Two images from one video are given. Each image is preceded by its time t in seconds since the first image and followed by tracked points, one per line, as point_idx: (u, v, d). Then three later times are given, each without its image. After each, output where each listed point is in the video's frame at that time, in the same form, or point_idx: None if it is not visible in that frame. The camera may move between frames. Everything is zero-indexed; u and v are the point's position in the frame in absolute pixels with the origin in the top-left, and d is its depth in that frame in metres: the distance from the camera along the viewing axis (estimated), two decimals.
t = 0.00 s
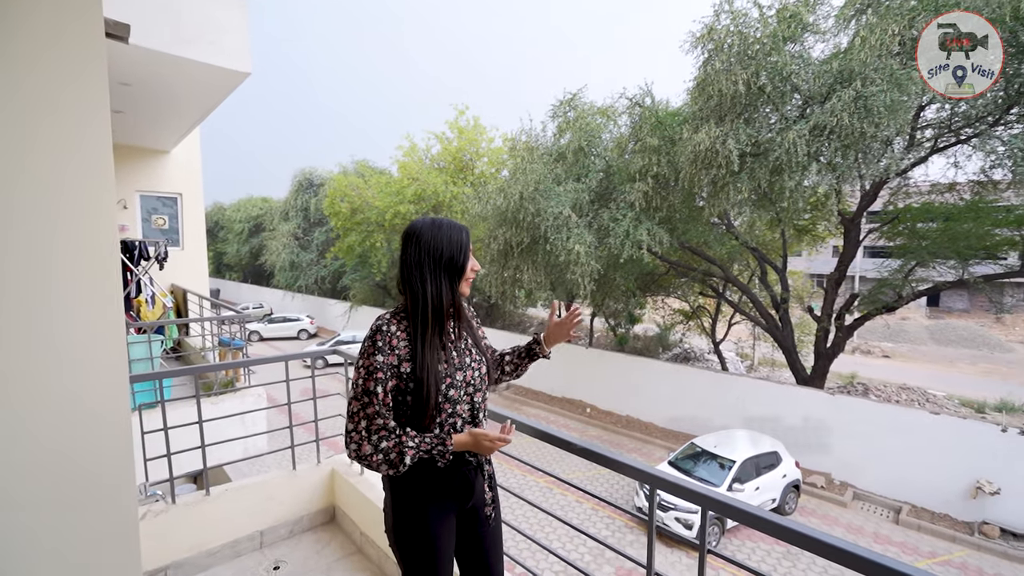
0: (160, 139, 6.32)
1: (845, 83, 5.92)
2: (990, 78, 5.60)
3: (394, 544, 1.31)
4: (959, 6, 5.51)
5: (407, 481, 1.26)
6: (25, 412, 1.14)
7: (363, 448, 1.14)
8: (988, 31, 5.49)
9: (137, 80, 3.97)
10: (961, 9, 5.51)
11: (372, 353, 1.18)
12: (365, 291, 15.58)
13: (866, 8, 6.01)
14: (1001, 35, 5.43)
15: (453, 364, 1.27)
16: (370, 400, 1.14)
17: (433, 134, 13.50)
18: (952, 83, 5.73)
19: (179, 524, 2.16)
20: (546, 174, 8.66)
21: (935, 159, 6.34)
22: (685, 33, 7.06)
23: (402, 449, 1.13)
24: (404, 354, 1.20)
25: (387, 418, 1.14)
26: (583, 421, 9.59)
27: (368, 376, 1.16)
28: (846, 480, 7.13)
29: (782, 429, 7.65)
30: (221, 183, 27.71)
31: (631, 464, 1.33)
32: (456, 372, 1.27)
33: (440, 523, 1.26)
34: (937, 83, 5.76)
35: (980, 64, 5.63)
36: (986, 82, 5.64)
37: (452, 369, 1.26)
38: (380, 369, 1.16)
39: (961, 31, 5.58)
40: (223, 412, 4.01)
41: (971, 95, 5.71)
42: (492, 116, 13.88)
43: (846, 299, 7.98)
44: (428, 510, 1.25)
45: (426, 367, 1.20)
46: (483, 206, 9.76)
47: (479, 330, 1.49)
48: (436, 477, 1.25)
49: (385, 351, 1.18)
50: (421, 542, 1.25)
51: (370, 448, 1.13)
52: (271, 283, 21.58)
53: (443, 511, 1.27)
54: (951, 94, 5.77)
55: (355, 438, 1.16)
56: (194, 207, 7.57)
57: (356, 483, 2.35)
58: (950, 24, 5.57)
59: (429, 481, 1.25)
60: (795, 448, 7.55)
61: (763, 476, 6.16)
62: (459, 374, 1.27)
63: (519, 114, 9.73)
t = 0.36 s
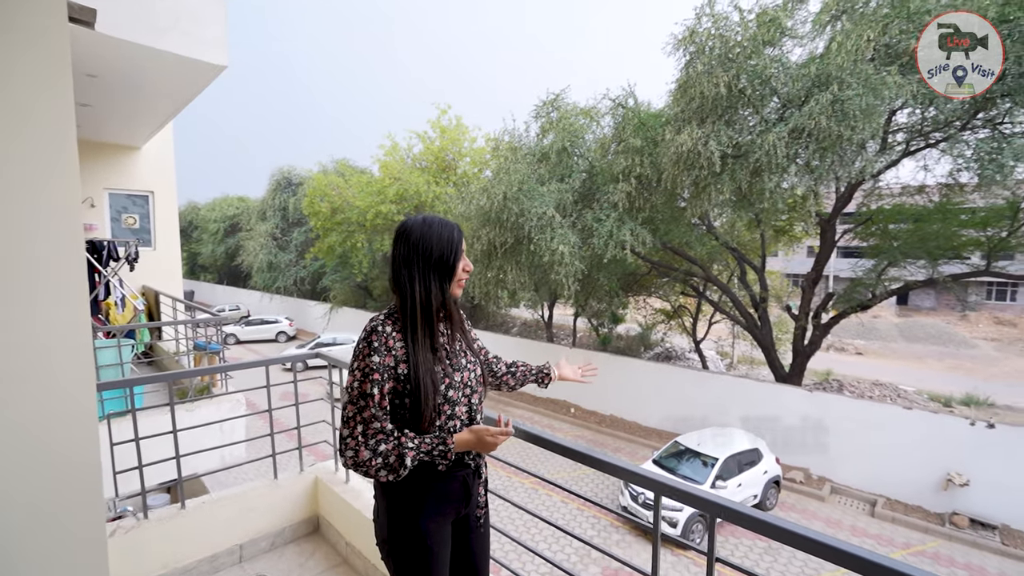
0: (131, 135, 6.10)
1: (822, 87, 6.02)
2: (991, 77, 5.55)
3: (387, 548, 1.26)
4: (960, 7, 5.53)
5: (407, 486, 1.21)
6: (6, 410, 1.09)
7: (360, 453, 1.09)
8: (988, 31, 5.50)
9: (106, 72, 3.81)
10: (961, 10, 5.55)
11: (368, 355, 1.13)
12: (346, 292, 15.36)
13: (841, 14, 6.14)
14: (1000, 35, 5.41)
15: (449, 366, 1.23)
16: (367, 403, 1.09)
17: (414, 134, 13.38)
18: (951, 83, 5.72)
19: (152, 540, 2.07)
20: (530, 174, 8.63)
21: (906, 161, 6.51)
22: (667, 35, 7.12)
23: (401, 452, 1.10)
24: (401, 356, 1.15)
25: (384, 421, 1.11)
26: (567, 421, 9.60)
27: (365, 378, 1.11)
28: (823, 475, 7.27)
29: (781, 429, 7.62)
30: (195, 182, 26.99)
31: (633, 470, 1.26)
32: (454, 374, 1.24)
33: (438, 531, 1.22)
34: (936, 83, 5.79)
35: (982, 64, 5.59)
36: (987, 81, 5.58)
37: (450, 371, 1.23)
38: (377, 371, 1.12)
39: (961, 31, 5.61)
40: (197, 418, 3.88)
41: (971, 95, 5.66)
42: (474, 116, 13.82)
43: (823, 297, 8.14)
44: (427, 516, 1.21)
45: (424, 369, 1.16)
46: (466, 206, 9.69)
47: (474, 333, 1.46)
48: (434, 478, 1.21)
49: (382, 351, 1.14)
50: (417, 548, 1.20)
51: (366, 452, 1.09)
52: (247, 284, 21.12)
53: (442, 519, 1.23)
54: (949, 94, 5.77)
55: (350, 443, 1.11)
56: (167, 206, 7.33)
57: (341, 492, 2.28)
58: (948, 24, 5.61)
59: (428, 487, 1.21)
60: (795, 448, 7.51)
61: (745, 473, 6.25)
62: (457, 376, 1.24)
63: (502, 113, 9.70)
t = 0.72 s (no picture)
0: (83, 129, 5.77)
1: (787, 91, 6.19)
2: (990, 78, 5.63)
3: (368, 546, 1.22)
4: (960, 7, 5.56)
5: (387, 480, 1.18)
6: None
7: (343, 438, 1.06)
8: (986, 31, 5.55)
9: (54, 60, 3.58)
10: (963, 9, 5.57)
11: (361, 340, 1.10)
12: (316, 294, 15.01)
13: (805, 21, 6.33)
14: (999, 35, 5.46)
15: (439, 359, 1.21)
16: (355, 388, 1.06)
17: (387, 133, 13.18)
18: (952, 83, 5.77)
19: (110, 559, 1.95)
20: (504, 174, 8.59)
21: (865, 165, 6.76)
22: (639, 38, 7.23)
23: (384, 438, 1.06)
24: (392, 345, 1.13)
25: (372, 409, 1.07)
26: (542, 421, 9.62)
27: (356, 363, 1.08)
28: (790, 468, 7.50)
29: (781, 429, 7.55)
30: (154, 180, 25.89)
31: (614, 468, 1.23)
32: (442, 368, 1.22)
33: (419, 525, 1.19)
34: (937, 82, 5.85)
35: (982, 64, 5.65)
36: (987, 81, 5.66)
37: (438, 365, 1.21)
38: (370, 358, 1.09)
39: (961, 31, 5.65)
40: (158, 427, 3.70)
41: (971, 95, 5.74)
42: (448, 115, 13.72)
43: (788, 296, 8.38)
44: (407, 510, 1.18)
45: (414, 361, 1.14)
46: (440, 206, 9.58)
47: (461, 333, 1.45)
48: (414, 470, 1.19)
49: (375, 339, 1.11)
50: (397, 543, 1.17)
51: (350, 437, 1.05)
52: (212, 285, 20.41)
53: (422, 512, 1.20)
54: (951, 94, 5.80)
55: (334, 427, 1.07)
56: (124, 204, 6.98)
57: (314, 501, 2.20)
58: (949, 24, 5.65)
59: (410, 479, 1.19)
60: (795, 448, 7.46)
61: (717, 468, 6.39)
62: (445, 371, 1.22)
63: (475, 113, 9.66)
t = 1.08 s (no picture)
0: (35, 121, 5.48)
1: (757, 94, 6.36)
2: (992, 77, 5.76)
3: (344, 537, 1.21)
4: (963, 7, 5.64)
5: (358, 467, 1.16)
6: None
7: (318, 427, 1.05)
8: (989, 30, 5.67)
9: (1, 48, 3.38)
10: (963, 10, 5.66)
11: (340, 333, 1.08)
12: (287, 295, 14.66)
13: (773, 27, 6.52)
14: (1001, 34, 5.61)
15: (417, 354, 1.19)
16: (333, 381, 1.04)
17: (360, 131, 12.98)
18: (953, 83, 5.83)
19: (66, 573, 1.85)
20: (480, 174, 8.54)
21: (830, 167, 6.99)
22: (614, 40, 7.30)
23: (359, 429, 1.05)
24: (370, 338, 1.10)
25: (348, 402, 1.05)
26: (519, 421, 9.61)
27: (335, 355, 1.06)
28: (761, 462, 7.69)
29: (781, 429, 7.46)
30: (115, 177, 24.85)
31: (605, 468, 1.20)
32: (420, 364, 1.20)
33: (393, 511, 1.17)
34: (937, 82, 5.88)
35: (982, 65, 5.76)
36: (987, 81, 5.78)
37: (415, 361, 1.18)
38: (348, 350, 1.06)
39: (960, 31, 5.74)
40: (119, 434, 3.54)
41: (972, 94, 5.84)
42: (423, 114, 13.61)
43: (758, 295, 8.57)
44: (381, 497, 1.16)
45: (393, 355, 1.11)
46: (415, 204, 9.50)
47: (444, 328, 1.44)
48: (389, 462, 1.17)
49: (352, 331, 1.09)
50: (371, 532, 1.15)
51: (325, 427, 1.04)
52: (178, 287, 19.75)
53: (394, 499, 1.18)
54: (953, 94, 5.88)
55: (310, 416, 1.06)
56: (82, 201, 6.66)
57: (287, 507, 2.14)
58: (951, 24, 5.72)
59: (384, 470, 1.17)
60: (795, 448, 7.39)
61: (691, 464, 6.50)
62: (422, 367, 1.20)
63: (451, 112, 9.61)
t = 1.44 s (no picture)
0: None
1: (735, 96, 6.48)
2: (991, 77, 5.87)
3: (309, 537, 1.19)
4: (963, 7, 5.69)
5: (322, 465, 1.16)
6: None
7: (289, 414, 1.02)
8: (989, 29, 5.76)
9: None
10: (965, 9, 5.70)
11: (317, 322, 1.08)
12: (266, 296, 14.37)
13: (749, 31, 6.64)
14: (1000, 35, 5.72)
15: (389, 350, 1.19)
16: (307, 368, 1.03)
17: (340, 129, 12.81)
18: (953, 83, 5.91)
19: None
20: (463, 173, 8.50)
21: (805, 169, 7.16)
22: (596, 41, 7.35)
23: (330, 419, 1.03)
24: (347, 330, 1.10)
25: (320, 391, 1.04)
26: (503, 421, 9.62)
27: (313, 344, 1.05)
28: (740, 459, 7.82)
29: (781, 429, 7.46)
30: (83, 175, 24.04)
31: (589, 465, 1.20)
32: (393, 361, 1.19)
33: (357, 506, 1.17)
34: (937, 82, 5.93)
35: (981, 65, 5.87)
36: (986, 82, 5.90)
37: (388, 358, 1.18)
38: (325, 340, 1.05)
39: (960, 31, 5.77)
40: (89, 439, 3.43)
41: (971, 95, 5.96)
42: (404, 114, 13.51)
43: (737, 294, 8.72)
44: (345, 489, 1.16)
45: (365, 349, 1.12)
46: (397, 204, 9.42)
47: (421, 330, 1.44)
48: (355, 455, 1.16)
49: (331, 322, 1.08)
50: (335, 525, 1.15)
51: (296, 415, 1.02)
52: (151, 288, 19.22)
53: (359, 495, 1.18)
54: (951, 93, 5.95)
55: (281, 403, 1.03)
56: (49, 199, 6.42)
57: (266, 511, 2.09)
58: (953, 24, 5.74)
59: (350, 463, 1.16)
60: (794, 448, 7.38)
61: (673, 461, 6.58)
62: (394, 364, 1.19)
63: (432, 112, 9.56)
